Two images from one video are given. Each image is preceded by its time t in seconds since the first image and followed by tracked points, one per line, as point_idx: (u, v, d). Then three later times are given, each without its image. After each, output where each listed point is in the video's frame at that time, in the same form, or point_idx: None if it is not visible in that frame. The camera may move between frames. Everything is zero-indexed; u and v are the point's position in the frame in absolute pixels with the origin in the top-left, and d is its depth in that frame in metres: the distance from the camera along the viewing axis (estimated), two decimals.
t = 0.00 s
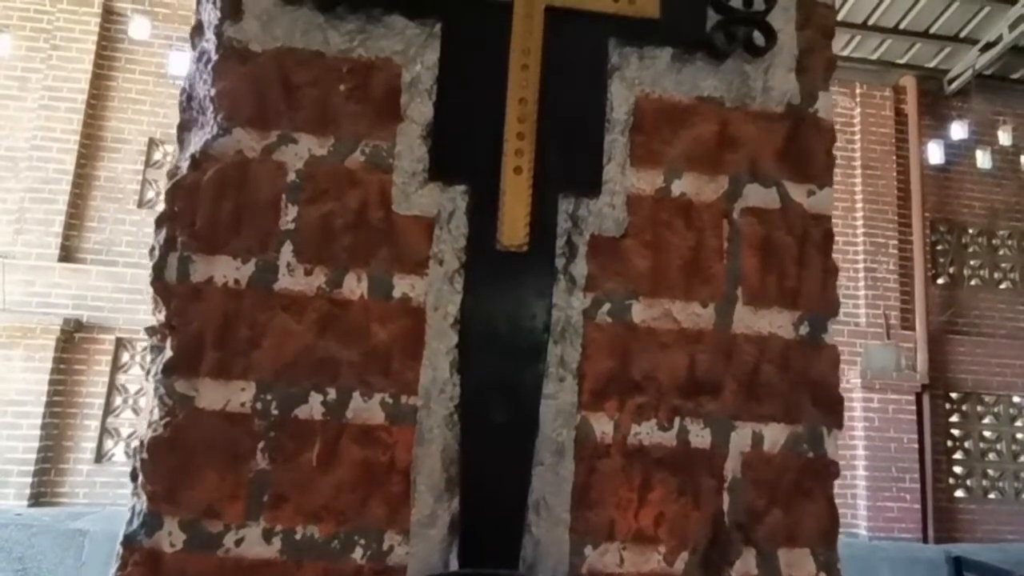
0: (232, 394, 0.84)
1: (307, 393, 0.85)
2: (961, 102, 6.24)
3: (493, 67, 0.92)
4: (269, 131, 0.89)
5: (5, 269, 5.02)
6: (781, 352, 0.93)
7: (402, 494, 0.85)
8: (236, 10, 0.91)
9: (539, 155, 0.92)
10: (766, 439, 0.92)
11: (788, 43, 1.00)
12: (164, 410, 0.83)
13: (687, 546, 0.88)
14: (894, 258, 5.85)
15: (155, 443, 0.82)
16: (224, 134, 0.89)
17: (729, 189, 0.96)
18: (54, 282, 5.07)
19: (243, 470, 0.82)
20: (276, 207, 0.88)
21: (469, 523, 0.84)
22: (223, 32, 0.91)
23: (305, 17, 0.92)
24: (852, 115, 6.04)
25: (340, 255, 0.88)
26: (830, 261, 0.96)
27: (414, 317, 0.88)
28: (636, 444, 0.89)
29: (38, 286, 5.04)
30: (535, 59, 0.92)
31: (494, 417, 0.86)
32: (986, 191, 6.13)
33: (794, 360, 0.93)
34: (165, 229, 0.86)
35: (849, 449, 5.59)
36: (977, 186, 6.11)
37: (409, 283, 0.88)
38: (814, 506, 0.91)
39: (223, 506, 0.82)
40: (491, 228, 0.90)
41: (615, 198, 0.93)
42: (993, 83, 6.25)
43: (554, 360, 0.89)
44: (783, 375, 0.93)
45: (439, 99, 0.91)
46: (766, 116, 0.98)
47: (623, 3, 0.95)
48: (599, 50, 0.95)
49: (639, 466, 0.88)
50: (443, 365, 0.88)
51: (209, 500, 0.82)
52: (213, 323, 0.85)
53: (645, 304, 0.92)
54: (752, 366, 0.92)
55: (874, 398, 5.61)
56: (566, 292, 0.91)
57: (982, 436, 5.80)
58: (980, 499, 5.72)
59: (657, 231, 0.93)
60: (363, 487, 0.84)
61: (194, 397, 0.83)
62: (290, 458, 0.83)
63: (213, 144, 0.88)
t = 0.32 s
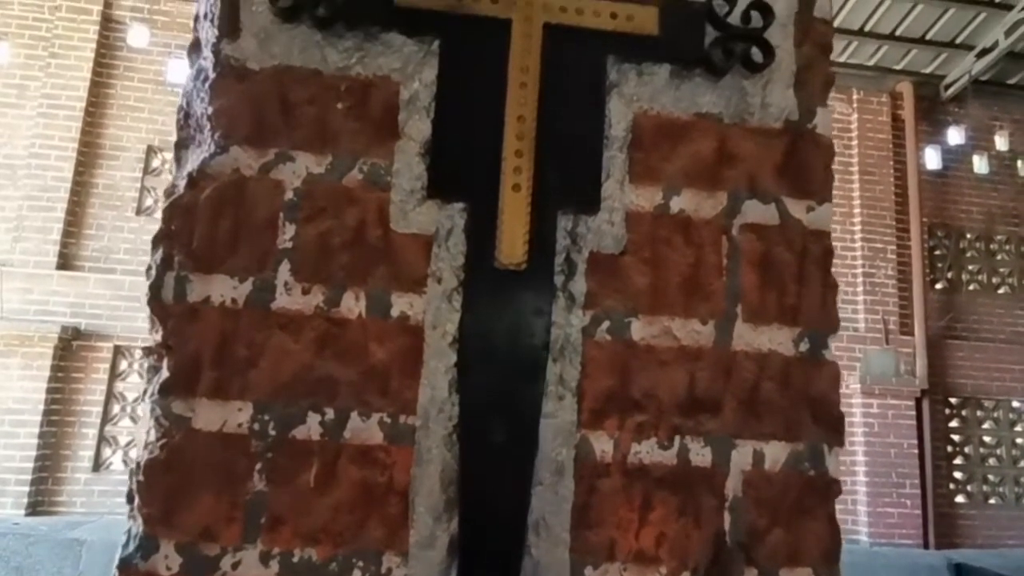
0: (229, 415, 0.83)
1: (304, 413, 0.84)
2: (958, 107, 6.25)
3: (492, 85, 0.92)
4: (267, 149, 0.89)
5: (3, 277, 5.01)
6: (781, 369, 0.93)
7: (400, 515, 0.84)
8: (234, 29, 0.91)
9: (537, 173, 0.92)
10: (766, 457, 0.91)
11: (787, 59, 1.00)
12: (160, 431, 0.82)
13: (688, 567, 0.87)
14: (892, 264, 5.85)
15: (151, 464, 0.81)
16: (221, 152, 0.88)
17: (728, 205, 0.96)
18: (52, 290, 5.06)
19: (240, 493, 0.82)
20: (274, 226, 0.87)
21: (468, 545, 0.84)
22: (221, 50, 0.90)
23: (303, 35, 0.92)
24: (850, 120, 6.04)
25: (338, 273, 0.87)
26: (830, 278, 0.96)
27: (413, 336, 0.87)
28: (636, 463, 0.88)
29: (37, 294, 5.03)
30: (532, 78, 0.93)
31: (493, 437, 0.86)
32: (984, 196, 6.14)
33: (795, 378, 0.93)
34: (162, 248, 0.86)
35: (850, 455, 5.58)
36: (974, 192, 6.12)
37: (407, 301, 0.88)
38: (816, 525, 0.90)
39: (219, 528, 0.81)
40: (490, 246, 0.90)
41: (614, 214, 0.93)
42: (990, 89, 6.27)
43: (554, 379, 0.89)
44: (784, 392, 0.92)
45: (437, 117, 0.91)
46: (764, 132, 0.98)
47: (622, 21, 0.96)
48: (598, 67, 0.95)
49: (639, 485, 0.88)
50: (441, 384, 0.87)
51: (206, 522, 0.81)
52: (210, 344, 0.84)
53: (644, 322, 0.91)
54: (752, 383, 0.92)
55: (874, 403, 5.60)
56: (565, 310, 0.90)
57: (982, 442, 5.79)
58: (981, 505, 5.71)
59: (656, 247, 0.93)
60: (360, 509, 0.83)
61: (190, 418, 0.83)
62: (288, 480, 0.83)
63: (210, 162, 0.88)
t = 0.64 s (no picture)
0: (227, 436, 0.83)
1: (303, 434, 0.84)
2: (956, 116, 6.26)
3: (491, 104, 0.92)
4: (267, 168, 0.89)
5: (3, 285, 5.01)
6: (782, 389, 0.92)
7: (399, 537, 0.83)
8: (233, 48, 0.91)
9: (537, 193, 0.92)
10: (768, 477, 0.91)
11: (786, 77, 1.00)
12: (158, 452, 0.82)
13: None
14: (892, 272, 5.85)
15: (149, 486, 0.81)
16: (221, 172, 0.88)
17: (727, 224, 0.95)
18: (52, 299, 5.06)
19: (237, 515, 0.81)
20: (273, 246, 0.87)
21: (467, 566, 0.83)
22: (221, 70, 0.91)
23: (302, 55, 0.92)
24: (849, 129, 6.04)
25: (338, 293, 0.87)
26: (831, 296, 0.96)
27: (411, 357, 0.87)
28: (636, 484, 0.88)
29: (36, 302, 5.03)
30: (532, 98, 0.93)
31: (492, 458, 0.86)
32: (983, 204, 6.14)
33: (796, 397, 0.92)
34: (161, 269, 0.85)
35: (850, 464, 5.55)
36: (973, 200, 6.12)
37: (406, 321, 0.88)
38: (816, 546, 0.90)
39: (217, 550, 0.80)
40: (489, 267, 0.89)
41: (614, 233, 0.93)
42: (988, 98, 6.28)
43: (553, 399, 0.88)
44: (785, 413, 0.92)
45: (437, 136, 0.91)
46: (763, 151, 0.98)
47: (621, 40, 0.96)
48: (597, 86, 0.95)
49: (640, 507, 0.87)
50: (440, 405, 0.86)
51: (203, 545, 0.80)
52: (208, 365, 0.84)
53: (644, 341, 0.91)
54: (753, 403, 0.91)
55: (874, 412, 5.58)
56: (565, 330, 0.90)
57: (983, 450, 5.77)
58: (982, 514, 5.69)
59: (655, 267, 0.93)
60: (358, 531, 0.83)
61: (188, 440, 0.82)
62: (286, 502, 0.82)
63: (209, 181, 0.88)
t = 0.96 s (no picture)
0: (224, 455, 0.82)
1: (300, 453, 0.83)
2: (955, 123, 6.27)
3: (490, 120, 0.92)
4: (265, 184, 0.88)
5: (3, 292, 5.01)
6: (781, 406, 0.92)
7: (396, 556, 0.83)
8: (233, 65, 0.91)
9: (535, 210, 0.92)
10: (767, 495, 0.90)
11: (785, 92, 1.00)
12: (154, 471, 0.81)
13: None
14: (891, 279, 5.84)
15: (145, 506, 0.80)
16: (219, 189, 0.88)
17: (726, 240, 0.95)
18: (51, 305, 5.05)
19: (234, 534, 0.81)
20: (272, 262, 0.87)
21: None
22: (220, 86, 0.91)
23: (301, 71, 0.92)
24: (847, 136, 6.05)
25: (336, 310, 0.87)
26: (831, 312, 0.95)
27: (409, 374, 0.87)
28: (635, 503, 0.87)
29: (36, 309, 5.02)
30: (531, 114, 0.93)
31: (490, 476, 0.85)
32: (982, 211, 6.14)
33: (796, 415, 0.92)
34: (158, 286, 0.85)
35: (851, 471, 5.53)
36: (973, 207, 6.12)
37: (404, 338, 0.87)
38: (817, 564, 0.89)
39: (213, 570, 0.80)
40: (488, 284, 0.89)
41: (612, 249, 0.93)
42: (987, 105, 6.29)
43: (552, 416, 0.88)
44: (784, 430, 0.91)
45: (435, 153, 0.91)
46: (762, 167, 0.98)
47: (620, 57, 0.96)
48: (596, 102, 0.95)
49: (639, 525, 0.87)
50: (439, 423, 0.86)
51: (199, 565, 0.80)
52: (205, 383, 0.83)
53: (643, 358, 0.90)
54: (753, 420, 0.91)
55: (875, 419, 5.56)
56: (563, 347, 0.90)
57: (984, 457, 5.75)
58: (983, 522, 5.67)
59: (654, 283, 0.92)
60: (355, 550, 0.82)
61: (184, 458, 0.82)
62: (283, 521, 0.82)
63: (207, 198, 0.88)
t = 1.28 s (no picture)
0: (220, 474, 0.82)
1: (296, 472, 0.83)
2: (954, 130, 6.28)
3: (487, 138, 0.92)
4: (262, 202, 0.88)
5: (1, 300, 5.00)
6: (780, 424, 0.91)
7: None
8: (230, 82, 0.91)
9: (533, 227, 0.92)
10: (767, 514, 0.90)
11: (782, 110, 1.00)
12: (150, 492, 0.81)
13: None
14: (891, 285, 5.83)
15: (140, 526, 0.80)
16: (216, 207, 0.88)
17: (723, 258, 0.95)
18: (50, 313, 5.04)
19: (230, 555, 0.80)
20: (268, 281, 0.87)
21: None
22: (217, 104, 0.91)
23: (299, 89, 0.92)
24: (846, 143, 6.03)
25: (333, 328, 0.86)
26: (830, 329, 0.95)
27: (406, 393, 0.86)
28: (633, 522, 0.87)
29: (34, 316, 5.01)
30: (528, 131, 0.93)
31: (486, 495, 0.85)
32: (981, 218, 6.15)
33: (795, 433, 0.91)
34: (155, 305, 0.85)
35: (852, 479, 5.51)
36: (972, 214, 6.12)
37: (401, 357, 0.87)
38: None
39: None
40: (484, 302, 0.89)
41: (610, 267, 0.92)
42: (985, 112, 6.31)
43: (550, 435, 0.88)
44: (783, 448, 0.91)
45: (432, 170, 0.91)
46: (760, 186, 0.97)
47: (617, 74, 0.96)
48: (593, 119, 0.95)
49: (637, 545, 0.87)
50: (436, 441, 0.86)
51: None
52: (201, 403, 0.83)
53: (641, 376, 0.90)
54: (752, 439, 0.91)
55: (875, 426, 5.55)
56: (561, 365, 0.89)
57: (984, 465, 5.74)
58: (984, 529, 5.65)
59: (651, 301, 0.92)
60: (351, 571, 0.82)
61: (180, 477, 0.81)
62: (279, 542, 0.81)
63: (204, 216, 0.87)
